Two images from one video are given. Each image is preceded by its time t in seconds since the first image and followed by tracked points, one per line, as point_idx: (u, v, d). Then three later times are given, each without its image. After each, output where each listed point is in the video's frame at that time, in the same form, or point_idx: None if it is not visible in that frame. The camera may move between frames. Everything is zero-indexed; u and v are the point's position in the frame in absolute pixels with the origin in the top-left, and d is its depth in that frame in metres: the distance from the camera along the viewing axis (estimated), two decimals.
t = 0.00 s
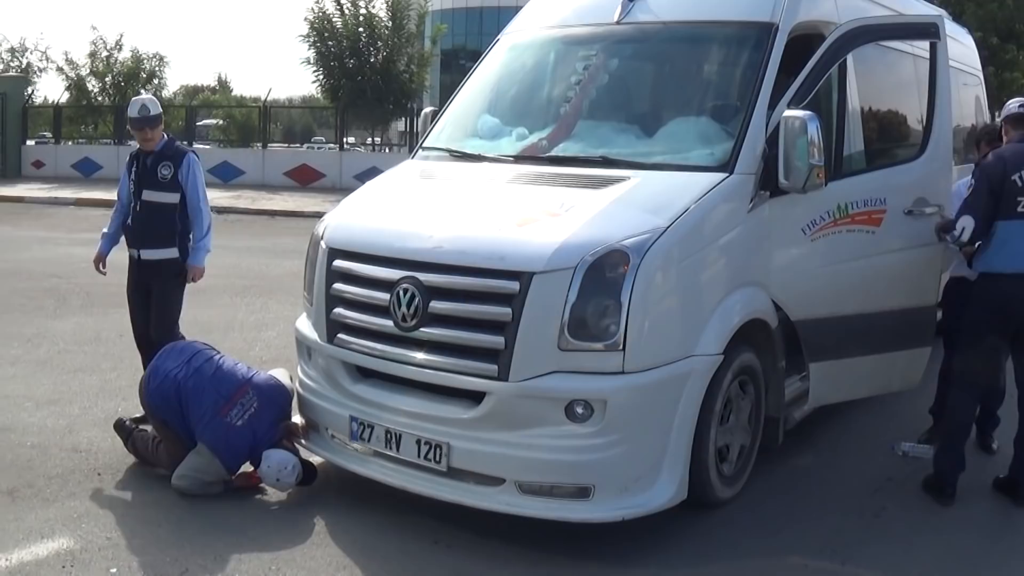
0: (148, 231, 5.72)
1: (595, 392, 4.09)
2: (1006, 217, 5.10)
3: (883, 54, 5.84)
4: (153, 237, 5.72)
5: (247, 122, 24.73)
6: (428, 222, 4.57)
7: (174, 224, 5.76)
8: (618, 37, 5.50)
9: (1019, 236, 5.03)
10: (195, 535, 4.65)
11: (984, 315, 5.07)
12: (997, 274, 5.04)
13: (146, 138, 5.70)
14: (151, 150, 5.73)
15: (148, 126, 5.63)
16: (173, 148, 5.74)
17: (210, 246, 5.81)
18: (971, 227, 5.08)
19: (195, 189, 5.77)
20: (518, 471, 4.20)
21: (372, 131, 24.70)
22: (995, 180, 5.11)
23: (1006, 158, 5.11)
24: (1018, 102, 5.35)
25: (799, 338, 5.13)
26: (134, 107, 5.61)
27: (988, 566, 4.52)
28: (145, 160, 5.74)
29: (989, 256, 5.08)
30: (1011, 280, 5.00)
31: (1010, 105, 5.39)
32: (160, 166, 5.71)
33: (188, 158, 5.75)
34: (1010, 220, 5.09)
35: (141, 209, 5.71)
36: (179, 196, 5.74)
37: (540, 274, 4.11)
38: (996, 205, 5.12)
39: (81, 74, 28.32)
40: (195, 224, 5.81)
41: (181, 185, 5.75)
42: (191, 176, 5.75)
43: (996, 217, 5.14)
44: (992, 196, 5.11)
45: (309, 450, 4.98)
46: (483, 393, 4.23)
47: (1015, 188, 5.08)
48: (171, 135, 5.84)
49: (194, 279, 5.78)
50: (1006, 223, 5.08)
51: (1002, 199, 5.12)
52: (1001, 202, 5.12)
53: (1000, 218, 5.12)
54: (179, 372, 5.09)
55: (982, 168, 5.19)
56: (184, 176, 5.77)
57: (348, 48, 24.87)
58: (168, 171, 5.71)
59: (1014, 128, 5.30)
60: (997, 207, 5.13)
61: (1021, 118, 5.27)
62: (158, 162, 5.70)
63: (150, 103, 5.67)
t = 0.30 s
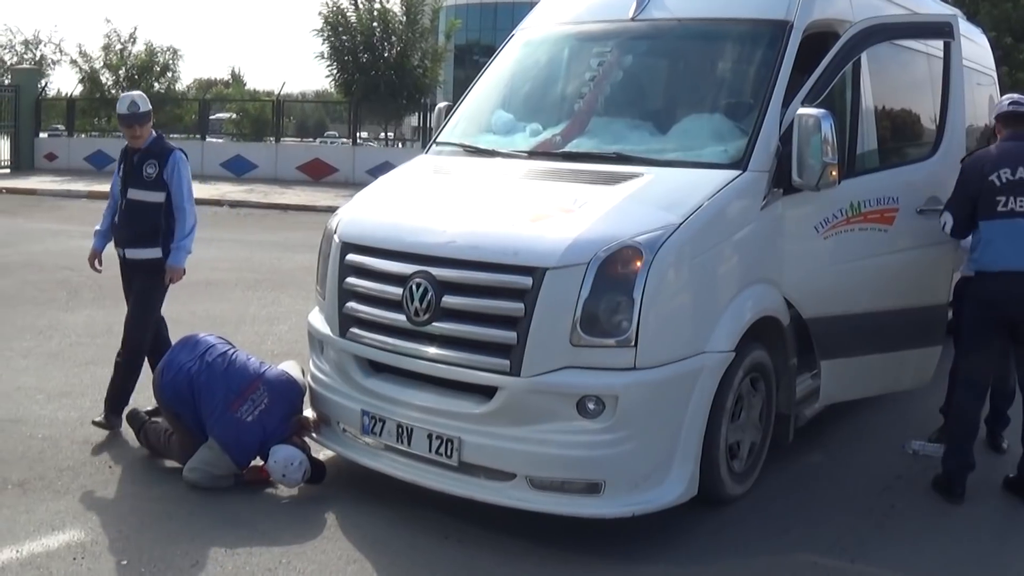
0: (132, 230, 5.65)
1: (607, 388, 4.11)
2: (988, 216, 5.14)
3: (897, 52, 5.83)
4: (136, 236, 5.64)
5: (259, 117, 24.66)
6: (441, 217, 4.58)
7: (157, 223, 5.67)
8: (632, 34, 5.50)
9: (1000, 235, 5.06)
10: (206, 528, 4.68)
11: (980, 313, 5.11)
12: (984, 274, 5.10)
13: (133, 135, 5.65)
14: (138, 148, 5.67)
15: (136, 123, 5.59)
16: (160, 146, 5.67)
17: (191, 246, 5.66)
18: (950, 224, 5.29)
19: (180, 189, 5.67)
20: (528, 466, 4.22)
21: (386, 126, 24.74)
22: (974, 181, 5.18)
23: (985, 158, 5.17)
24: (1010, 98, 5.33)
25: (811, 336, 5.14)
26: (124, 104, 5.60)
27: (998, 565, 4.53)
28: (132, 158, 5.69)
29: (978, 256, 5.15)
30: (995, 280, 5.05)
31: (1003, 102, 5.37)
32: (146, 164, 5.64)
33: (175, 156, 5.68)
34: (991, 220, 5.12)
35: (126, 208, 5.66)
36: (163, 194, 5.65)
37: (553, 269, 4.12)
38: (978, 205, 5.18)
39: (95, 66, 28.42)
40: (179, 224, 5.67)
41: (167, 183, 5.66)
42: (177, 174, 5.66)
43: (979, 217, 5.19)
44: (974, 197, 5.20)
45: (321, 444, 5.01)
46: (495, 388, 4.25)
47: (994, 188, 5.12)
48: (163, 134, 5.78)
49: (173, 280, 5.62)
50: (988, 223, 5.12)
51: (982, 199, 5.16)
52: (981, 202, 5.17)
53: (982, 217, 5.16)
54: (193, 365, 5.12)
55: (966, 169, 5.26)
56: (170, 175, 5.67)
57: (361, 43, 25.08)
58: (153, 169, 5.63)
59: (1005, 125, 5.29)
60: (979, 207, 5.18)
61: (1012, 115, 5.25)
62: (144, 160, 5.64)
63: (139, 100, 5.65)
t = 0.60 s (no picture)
0: (98, 232, 5.48)
1: (604, 384, 4.12)
2: (971, 211, 5.18)
3: (894, 50, 5.84)
4: (104, 239, 5.46)
5: (257, 113, 24.74)
6: (438, 214, 4.59)
7: (124, 226, 5.50)
8: (630, 31, 5.50)
9: (981, 229, 5.11)
10: (204, 524, 4.68)
11: (968, 309, 5.14)
12: (968, 270, 5.15)
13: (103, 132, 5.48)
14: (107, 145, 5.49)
15: (109, 119, 5.43)
16: (131, 146, 5.50)
17: (166, 251, 5.49)
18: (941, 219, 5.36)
19: (151, 191, 5.48)
20: (525, 462, 4.23)
21: (383, 123, 24.79)
22: (959, 176, 5.25)
23: (970, 154, 5.24)
24: (1002, 97, 5.39)
25: (808, 333, 5.15)
26: (97, 99, 5.43)
27: (992, 562, 4.53)
28: (100, 157, 5.51)
29: (964, 251, 5.19)
30: (977, 275, 5.09)
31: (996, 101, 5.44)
32: (115, 164, 5.47)
33: (145, 157, 5.50)
34: (973, 214, 5.17)
35: (94, 209, 5.50)
36: (132, 195, 5.49)
37: (550, 266, 4.13)
38: (963, 199, 5.25)
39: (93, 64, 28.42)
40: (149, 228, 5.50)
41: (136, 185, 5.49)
42: (147, 176, 5.49)
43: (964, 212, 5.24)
44: (960, 193, 5.27)
45: (318, 441, 5.02)
46: (492, 384, 4.26)
47: (976, 183, 5.17)
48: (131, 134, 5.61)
49: (149, 287, 5.42)
50: (971, 217, 5.18)
51: (967, 194, 5.22)
52: (965, 197, 5.23)
53: (966, 211, 5.22)
54: (191, 362, 5.13)
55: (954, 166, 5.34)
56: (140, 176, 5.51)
57: (359, 40, 25.03)
58: (123, 170, 5.47)
59: (996, 122, 5.35)
60: (964, 202, 5.24)
61: (1001, 113, 5.31)
62: (113, 159, 5.47)
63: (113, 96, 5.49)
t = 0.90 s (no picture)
0: (78, 232, 5.35)
1: (601, 378, 4.12)
2: (973, 203, 5.19)
3: (891, 45, 5.84)
4: (85, 239, 5.35)
5: (253, 109, 24.77)
6: (435, 209, 4.59)
7: (103, 224, 5.42)
8: (627, 26, 5.50)
9: (982, 221, 5.12)
10: (202, 520, 4.69)
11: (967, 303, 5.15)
12: (968, 261, 5.15)
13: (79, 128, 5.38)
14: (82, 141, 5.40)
15: (87, 115, 5.34)
16: (107, 142, 5.43)
17: (142, 248, 5.45)
18: (942, 211, 5.37)
19: (129, 188, 5.45)
20: (523, 457, 4.23)
21: (380, 119, 24.89)
22: (962, 168, 5.26)
23: (974, 147, 5.24)
24: (1008, 92, 5.38)
25: (805, 327, 5.16)
26: (75, 95, 5.32)
27: (990, 556, 4.54)
28: (74, 154, 5.39)
29: (964, 244, 5.19)
30: (977, 267, 5.10)
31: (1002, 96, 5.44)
32: (93, 161, 5.38)
33: (123, 152, 5.45)
34: (975, 206, 5.18)
35: (71, 209, 5.37)
36: (111, 192, 5.42)
37: (547, 261, 4.13)
38: (966, 190, 5.25)
39: (90, 61, 28.39)
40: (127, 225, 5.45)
41: (114, 182, 5.43)
42: (125, 172, 5.44)
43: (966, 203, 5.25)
44: (963, 185, 5.27)
45: (317, 436, 5.02)
46: (489, 379, 4.26)
47: (979, 175, 5.18)
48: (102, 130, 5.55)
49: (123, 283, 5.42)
50: (973, 209, 5.18)
51: (970, 185, 5.23)
52: (968, 188, 5.23)
53: (968, 203, 5.22)
54: (191, 358, 5.14)
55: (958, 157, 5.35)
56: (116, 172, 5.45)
57: (356, 36, 24.99)
58: (102, 166, 5.38)
59: (1001, 116, 5.35)
60: (967, 193, 5.24)
61: (1005, 108, 5.32)
62: (91, 157, 5.37)
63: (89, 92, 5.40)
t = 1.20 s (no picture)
0: (49, 235, 5.13)
1: (596, 369, 4.13)
2: (982, 192, 5.16)
3: (886, 37, 5.84)
4: (58, 242, 5.15)
5: (248, 104, 24.48)
6: (430, 201, 4.59)
7: (75, 225, 5.21)
8: (622, 18, 5.50)
9: (991, 212, 5.09)
10: (199, 513, 4.69)
11: (967, 293, 5.14)
12: (972, 251, 5.13)
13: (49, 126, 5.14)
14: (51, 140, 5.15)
15: (58, 111, 5.13)
16: (76, 139, 5.21)
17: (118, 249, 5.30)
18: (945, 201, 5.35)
19: (100, 186, 5.27)
20: (519, 448, 4.24)
21: (376, 113, 24.83)
22: (971, 158, 5.23)
23: (983, 137, 5.22)
24: (1010, 84, 5.39)
25: (800, 318, 5.16)
26: (44, 90, 5.10)
27: (985, 546, 4.56)
28: (41, 154, 5.13)
29: (967, 234, 5.17)
30: (982, 257, 5.08)
31: (1004, 87, 5.44)
32: (63, 159, 5.15)
33: (91, 150, 5.25)
34: (982, 197, 5.16)
35: (40, 210, 5.13)
36: (82, 192, 5.21)
37: (543, 252, 4.13)
38: (974, 180, 5.22)
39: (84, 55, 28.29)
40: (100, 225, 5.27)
41: (84, 180, 5.22)
42: (96, 170, 5.26)
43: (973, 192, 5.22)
44: (971, 175, 5.25)
45: (313, 429, 5.02)
46: (485, 370, 4.27)
47: (990, 166, 5.15)
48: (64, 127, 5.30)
49: (105, 288, 5.25)
50: (980, 199, 5.16)
51: (979, 175, 5.19)
52: (976, 178, 5.20)
53: (975, 193, 5.19)
54: (188, 351, 5.13)
55: (965, 147, 5.31)
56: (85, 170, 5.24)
57: (349, 28, 25.07)
58: (73, 165, 5.16)
59: (1006, 108, 5.34)
60: (974, 182, 5.21)
61: (1010, 100, 5.32)
62: (61, 155, 5.14)
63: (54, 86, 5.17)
